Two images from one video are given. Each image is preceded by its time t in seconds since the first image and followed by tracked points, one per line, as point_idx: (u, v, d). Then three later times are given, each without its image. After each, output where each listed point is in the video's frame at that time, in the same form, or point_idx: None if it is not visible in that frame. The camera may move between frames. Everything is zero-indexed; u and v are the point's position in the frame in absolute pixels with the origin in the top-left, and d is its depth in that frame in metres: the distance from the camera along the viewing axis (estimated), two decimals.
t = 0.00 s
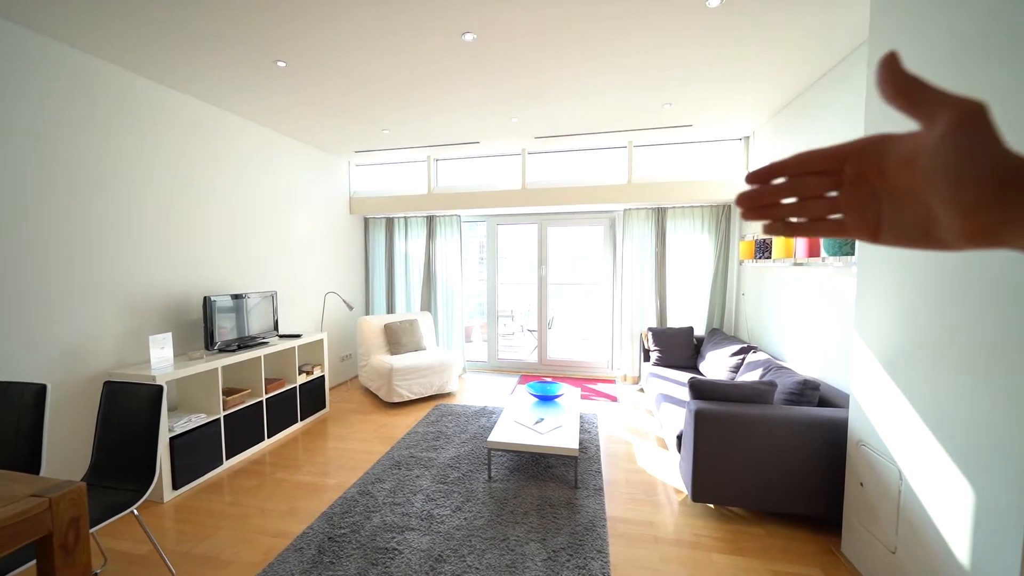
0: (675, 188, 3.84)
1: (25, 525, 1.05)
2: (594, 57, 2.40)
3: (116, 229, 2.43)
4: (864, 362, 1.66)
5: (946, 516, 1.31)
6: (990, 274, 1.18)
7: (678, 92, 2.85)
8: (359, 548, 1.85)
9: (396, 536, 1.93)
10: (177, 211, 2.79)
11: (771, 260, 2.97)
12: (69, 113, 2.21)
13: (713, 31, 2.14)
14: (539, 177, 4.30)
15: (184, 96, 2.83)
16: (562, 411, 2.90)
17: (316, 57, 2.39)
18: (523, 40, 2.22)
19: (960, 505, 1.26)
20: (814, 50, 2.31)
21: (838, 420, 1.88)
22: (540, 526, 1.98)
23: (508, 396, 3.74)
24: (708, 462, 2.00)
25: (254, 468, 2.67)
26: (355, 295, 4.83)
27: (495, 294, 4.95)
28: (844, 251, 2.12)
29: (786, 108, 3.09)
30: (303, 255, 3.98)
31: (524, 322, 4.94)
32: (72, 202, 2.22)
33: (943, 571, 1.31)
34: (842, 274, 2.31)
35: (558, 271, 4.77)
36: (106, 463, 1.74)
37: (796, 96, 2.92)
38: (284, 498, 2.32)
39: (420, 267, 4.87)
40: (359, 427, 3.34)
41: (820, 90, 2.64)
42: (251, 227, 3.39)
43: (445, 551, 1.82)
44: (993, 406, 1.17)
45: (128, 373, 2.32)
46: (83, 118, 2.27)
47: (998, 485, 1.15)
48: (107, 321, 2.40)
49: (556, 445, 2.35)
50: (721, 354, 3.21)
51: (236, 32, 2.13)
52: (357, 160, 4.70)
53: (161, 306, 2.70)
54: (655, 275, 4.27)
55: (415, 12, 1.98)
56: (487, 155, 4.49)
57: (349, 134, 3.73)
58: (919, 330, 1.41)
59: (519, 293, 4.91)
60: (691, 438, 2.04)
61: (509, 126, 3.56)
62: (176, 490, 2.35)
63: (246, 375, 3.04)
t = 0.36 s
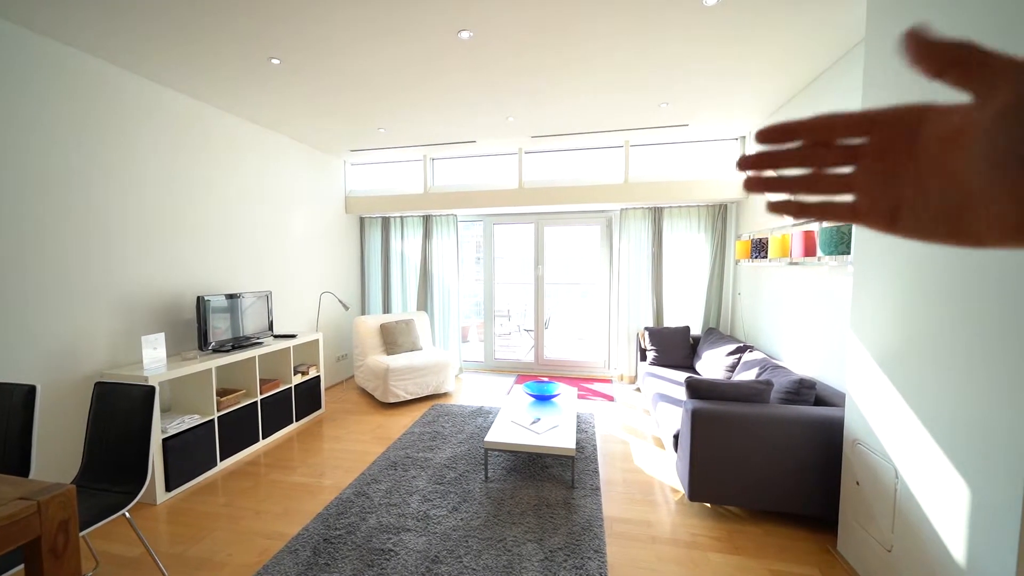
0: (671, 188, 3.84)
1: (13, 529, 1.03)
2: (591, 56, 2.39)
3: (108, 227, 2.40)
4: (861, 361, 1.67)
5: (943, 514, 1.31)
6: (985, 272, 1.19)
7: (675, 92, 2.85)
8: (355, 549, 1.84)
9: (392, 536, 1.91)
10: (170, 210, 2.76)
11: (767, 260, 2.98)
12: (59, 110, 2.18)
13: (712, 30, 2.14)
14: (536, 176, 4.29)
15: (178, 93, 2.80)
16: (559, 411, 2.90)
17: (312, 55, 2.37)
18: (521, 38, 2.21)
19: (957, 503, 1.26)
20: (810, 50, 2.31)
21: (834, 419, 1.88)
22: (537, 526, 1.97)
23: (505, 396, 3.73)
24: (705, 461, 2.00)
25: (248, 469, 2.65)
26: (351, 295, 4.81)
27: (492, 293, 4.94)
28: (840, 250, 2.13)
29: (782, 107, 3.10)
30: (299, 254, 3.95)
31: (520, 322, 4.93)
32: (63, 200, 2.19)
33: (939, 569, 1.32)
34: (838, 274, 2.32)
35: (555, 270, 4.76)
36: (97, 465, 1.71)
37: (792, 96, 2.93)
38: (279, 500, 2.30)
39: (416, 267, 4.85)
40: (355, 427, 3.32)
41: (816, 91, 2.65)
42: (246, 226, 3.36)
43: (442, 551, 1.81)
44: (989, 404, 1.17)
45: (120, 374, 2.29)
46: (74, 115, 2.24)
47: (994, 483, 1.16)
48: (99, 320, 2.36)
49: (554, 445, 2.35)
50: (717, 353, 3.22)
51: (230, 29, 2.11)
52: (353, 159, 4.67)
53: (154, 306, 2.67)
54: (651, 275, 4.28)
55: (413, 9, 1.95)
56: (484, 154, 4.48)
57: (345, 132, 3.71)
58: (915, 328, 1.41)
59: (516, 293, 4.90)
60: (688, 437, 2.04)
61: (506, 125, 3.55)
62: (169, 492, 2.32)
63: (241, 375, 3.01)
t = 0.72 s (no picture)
0: (673, 187, 3.82)
1: (13, 528, 1.01)
2: (595, 53, 2.37)
3: (109, 225, 2.38)
4: (868, 360, 1.66)
5: (954, 513, 1.29)
6: (996, 269, 1.17)
7: (678, 90, 2.84)
8: (357, 550, 1.82)
9: (395, 537, 1.90)
10: (171, 208, 2.75)
11: (770, 258, 2.97)
12: (58, 108, 2.15)
13: (716, 29, 2.13)
14: (538, 175, 4.27)
15: (179, 91, 2.79)
16: (562, 410, 2.88)
17: (314, 52, 2.35)
18: (524, 35, 2.18)
19: (969, 502, 1.24)
20: (816, 48, 2.30)
21: (841, 418, 1.87)
22: (541, 526, 1.96)
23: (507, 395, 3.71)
24: (710, 461, 1.98)
25: (249, 469, 2.63)
26: (351, 294, 4.79)
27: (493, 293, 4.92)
28: (846, 249, 2.11)
29: (785, 106, 3.09)
30: (299, 253, 3.94)
31: (522, 321, 4.91)
32: (63, 197, 2.17)
33: (950, 569, 1.30)
34: (843, 272, 2.30)
35: (556, 270, 4.75)
36: (96, 464, 1.69)
37: (795, 95, 2.92)
38: (280, 499, 2.28)
39: (417, 266, 4.83)
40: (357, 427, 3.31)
41: (820, 89, 2.63)
42: (247, 225, 3.35)
43: (446, 552, 1.79)
44: (1002, 402, 1.15)
45: (120, 372, 2.27)
46: (73, 113, 2.22)
47: (1006, 483, 1.14)
48: (98, 319, 2.35)
49: (557, 445, 2.33)
50: (720, 353, 3.20)
51: (231, 26, 2.08)
52: (354, 158, 4.65)
53: (154, 305, 2.66)
54: (653, 275, 4.26)
55: (415, 5, 1.93)
56: (485, 153, 4.46)
57: (346, 131, 3.69)
58: (925, 326, 1.40)
59: (517, 292, 4.88)
60: (693, 437, 2.02)
61: (508, 123, 3.53)
62: (170, 492, 2.31)
63: (241, 374, 2.99)
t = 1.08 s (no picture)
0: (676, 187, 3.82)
1: (22, 531, 1.01)
2: (599, 53, 2.37)
3: (113, 226, 2.39)
4: (874, 360, 1.66)
5: (960, 513, 1.30)
6: (1001, 270, 1.18)
7: (681, 91, 2.84)
8: (364, 551, 1.83)
9: (401, 537, 1.90)
10: (174, 209, 2.75)
11: (774, 259, 2.97)
12: (61, 109, 2.15)
13: (720, 30, 2.13)
14: (541, 175, 4.27)
15: (182, 92, 2.79)
16: (566, 411, 2.88)
17: (318, 52, 2.35)
18: (528, 35, 2.18)
19: (976, 503, 1.25)
20: (820, 48, 2.30)
21: (846, 419, 1.87)
22: (547, 527, 1.96)
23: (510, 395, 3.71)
24: (715, 461, 1.99)
25: (253, 470, 2.64)
26: (354, 295, 4.79)
27: (496, 293, 4.92)
28: (851, 249, 2.12)
29: (789, 106, 3.09)
30: (303, 254, 3.94)
31: (525, 321, 4.91)
32: (67, 198, 2.17)
33: (957, 569, 1.30)
34: (848, 273, 2.31)
35: (559, 270, 4.75)
36: (103, 465, 1.70)
37: (799, 95, 2.92)
38: (285, 500, 2.29)
39: (420, 267, 4.84)
40: (360, 427, 3.31)
41: (824, 89, 2.63)
42: (251, 226, 3.35)
43: (452, 552, 1.79)
44: (1009, 402, 1.16)
45: (125, 373, 2.28)
46: (78, 114, 2.22)
47: (1014, 483, 1.15)
48: (103, 320, 2.36)
49: (561, 445, 2.33)
50: (724, 353, 3.21)
51: (235, 26, 2.09)
52: (357, 158, 4.66)
53: (159, 306, 2.66)
54: (656, 275, 4.27)
55: (420, 6, 1.93)
56: (488, 154, 4.47)
57: (350, 131, 3.69)
58: (931, 326, 1.40)
59: (520, 293, 4.89)
60: (698, 437, 2.03)
61: (511, 123, 3.54)
62: (175, 492, 2.31)
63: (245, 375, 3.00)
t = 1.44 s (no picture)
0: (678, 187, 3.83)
1: (30, 530, 1.02)
2: (602, 53, 2.37)
3: (118, 226, 2.40)
4: (878, 359, 1.66)
5: (964, 512, 1.30)
6: (1005, 269, 1.18)
7: (683, 91, 2.85)
8: (368, 550, 1.83)
9: (405, 537, 1.90)
10: (178, 209, 2.76)
11: (776, 258, 2.98)
12: (65, 109, 2.16)
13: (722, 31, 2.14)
14: (543, 175, 4.27)
15: (186, 92, 2.80)
16: (568, 410, 2.89)
17: (322, 53, 2.36)
18: (531, 35, 2.18)
19: (980, 502, 1.25)
20: (823, 48, 2.31)
21: (850, 418, 1.87)
22: (551, 526, 1.96)
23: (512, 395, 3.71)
24: (718, 461, 1.99)
25: (256, 469, 2.64)
26: (356, 295, 4.80)
27: (498, 293, 4.93)
28: (854, 248, 2.12)
29: (791, 106, 3.09)
30: (305, 254, 3.95)
31: (526, 321, 4.92)
32: (71, 198, 2.18)
33: (961, 568, 1.31)
34: (850, 272, 2.31)
35: (561, 270, 4.75)
36: (108, 464, 1.70)
37: (801, 95, 2.92)
38: (289, 499, 2.29)
39: (421, 267, 4.84)
40: (363, 427, 3.31)
41: (826, 89, 2.64)
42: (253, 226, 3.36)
43: (456, 552, 1.80)
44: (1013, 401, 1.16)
45: (130, 373, 2.29)
46: (82, 115, 2.23)
47: (1017, 482, 1.15)
48: (108, 320, 2.36)
49: (565, 444, 2.33)
50: (726, 352, 3.21)
51: (240, 26, 2.09)
52: (359, 158, 4.66)
53: (162, 305, 2.67)
54: (658, 275, 4.27)
55: (424, 6, 1.94)
56: (490, 154, 4.47)
57: (353, 131, 3.70)
58: (935, 326, 1.40)
59: (522, 292, 4.89)
60: (702, 437, 2.03)
61: (513, 124, 3.54)
62: (179, 492, 2.32)
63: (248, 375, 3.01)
